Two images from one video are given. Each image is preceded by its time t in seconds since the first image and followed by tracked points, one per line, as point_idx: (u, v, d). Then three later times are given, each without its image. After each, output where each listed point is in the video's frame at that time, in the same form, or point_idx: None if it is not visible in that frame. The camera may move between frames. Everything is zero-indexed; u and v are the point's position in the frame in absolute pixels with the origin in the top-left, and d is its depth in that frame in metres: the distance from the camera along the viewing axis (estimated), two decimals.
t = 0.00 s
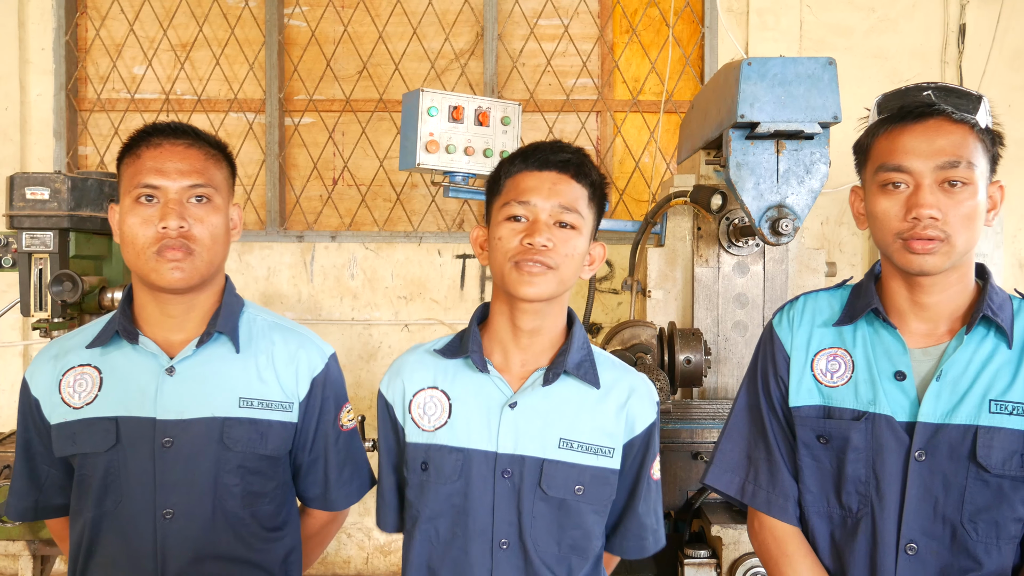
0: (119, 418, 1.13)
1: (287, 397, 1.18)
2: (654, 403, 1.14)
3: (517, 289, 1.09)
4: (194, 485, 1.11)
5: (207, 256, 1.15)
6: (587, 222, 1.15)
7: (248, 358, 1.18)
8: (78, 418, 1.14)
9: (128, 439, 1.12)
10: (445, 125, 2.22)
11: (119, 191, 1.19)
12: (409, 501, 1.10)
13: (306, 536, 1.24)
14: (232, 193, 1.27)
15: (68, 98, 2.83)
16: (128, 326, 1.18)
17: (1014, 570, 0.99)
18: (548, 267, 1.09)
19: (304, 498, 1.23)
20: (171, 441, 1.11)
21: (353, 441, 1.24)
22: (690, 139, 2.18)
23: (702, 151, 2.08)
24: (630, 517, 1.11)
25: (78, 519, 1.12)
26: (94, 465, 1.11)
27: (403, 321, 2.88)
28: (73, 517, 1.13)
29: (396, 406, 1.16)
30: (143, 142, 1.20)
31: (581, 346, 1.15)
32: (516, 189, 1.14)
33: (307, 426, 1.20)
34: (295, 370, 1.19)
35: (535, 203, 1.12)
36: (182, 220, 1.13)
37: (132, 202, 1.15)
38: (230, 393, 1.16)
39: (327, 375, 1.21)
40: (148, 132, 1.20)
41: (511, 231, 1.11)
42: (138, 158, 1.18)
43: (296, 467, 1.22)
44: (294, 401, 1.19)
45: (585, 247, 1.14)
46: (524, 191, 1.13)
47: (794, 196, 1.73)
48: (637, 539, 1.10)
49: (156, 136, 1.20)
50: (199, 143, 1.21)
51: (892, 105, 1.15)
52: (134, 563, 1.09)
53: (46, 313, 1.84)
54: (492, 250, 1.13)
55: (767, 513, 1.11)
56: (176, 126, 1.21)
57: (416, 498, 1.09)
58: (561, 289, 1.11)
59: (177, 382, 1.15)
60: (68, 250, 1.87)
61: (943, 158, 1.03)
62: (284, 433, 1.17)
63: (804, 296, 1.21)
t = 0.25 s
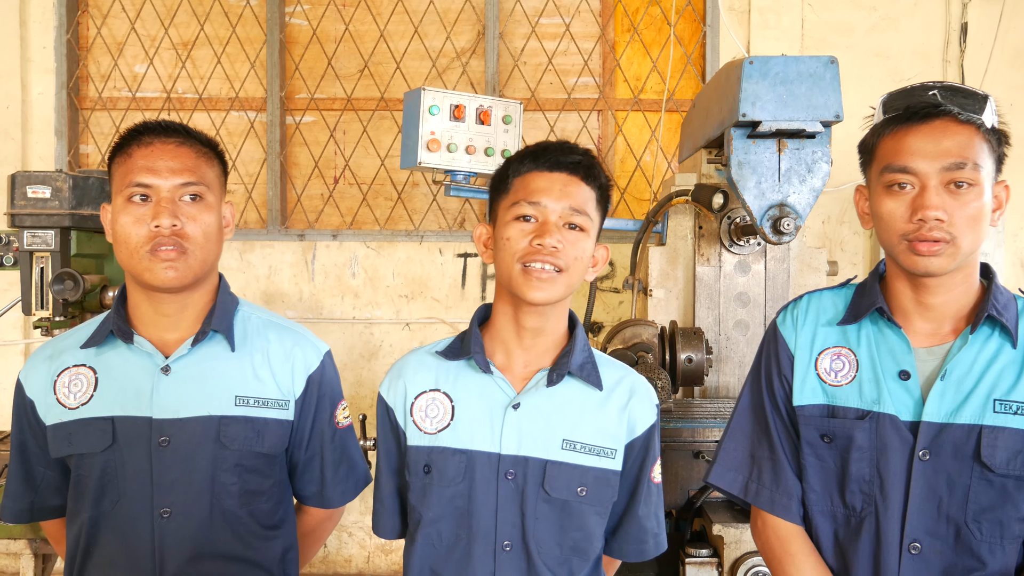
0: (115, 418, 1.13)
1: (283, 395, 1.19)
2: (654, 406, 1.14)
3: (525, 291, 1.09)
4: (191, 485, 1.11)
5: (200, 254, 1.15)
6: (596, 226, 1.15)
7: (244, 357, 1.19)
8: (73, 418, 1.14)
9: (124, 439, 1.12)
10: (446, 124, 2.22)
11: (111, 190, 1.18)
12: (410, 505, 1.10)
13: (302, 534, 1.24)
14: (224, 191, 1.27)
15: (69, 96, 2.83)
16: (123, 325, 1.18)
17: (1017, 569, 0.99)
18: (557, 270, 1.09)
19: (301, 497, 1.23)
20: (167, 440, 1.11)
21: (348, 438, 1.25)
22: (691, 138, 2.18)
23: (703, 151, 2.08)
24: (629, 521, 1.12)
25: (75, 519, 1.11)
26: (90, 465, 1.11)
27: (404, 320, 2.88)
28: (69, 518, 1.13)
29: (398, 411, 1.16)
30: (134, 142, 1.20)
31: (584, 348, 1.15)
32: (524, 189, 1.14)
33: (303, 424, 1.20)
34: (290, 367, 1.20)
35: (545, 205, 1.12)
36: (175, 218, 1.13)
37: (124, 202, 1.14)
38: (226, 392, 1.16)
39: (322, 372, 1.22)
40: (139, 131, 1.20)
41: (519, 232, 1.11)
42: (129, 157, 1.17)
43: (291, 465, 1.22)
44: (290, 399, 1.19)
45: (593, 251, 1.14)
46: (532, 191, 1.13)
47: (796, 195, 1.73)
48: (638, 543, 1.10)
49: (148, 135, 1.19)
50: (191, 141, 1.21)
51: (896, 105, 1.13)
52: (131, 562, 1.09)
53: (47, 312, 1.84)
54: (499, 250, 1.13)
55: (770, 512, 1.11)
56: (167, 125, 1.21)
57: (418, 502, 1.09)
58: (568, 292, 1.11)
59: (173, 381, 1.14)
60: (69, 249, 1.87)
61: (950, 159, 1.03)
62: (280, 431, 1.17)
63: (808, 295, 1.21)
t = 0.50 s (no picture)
0: (115, 418, 1.13)
1: (284, 395, 1.19)
2: (664, 405, 1.14)
3: (527, 288, 1.09)
4: (191, 485, 1.11)
5: (201, 254, 1.15)
6: (597, 216, 1.15)
7: (244, 357, 1.19)
8: (73, 419, 1.14)
9: (125, 439, 1.12)
10: (447, 123, 2.22)
11: (112, 189, 1.18)
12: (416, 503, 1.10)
13: (302, 533, 1.24)
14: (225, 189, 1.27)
15: (70, 95, 2.83)
16: (122, 325, 1.18)
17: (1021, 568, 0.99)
18: (559, 263, 1.09)
19: (301, 496, 1.23)
20: (167, 440, 1.11)
21: (348, 437, 1.25)
22: (692, 136, 2.18)
23: (704, 149, 2.08)
24: (639, 521, 1.11)
25: (75, 519, 1.11)
26: (91, 465, 1.11)
27: (405, 318, 2.88)
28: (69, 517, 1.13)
29: (406, 408, 1.16)
30: (135, 140, 1.20)
31: (593, 346, 1.15)
32: (524, 186, 1.14)
33: (303, 424, 1.20)
34: (291, 367, 1.20)
35: (543, 199, 1.12)
36: (176, 218, 1.13)
37: (124, 201, 1.14)
38: (227, 392, 1.16)
39: (322, 372, 1.22)
40: (139, 130, 1.20)
41: (520, 228, 1.11)
42: (130, 157, 1.17)
43: (290, 464, 1.22)
44: (291, 399, 1.19)
45: (596, 242, 1.14)
46: (531, 188, 1.13)
47: (797, 194, 1.73)
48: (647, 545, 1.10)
49: (148, 134, 1.19)
50: (191, 140, 1.21)
51: (901, 102, 1.13)
52: (132, 562, 1.09)
53: (48, 311, 1.84)
54: (501, 249, 1.13)
55: (774, 511, 1.11)
56: (167, 124, 1.21)
57: (424, 500, 1.10)
58: (571, 287, 1.11)
59: (174, 381, 1.14)
60: (69, 248, 1.87)
61: (955, 159, 1.03)
62: (280, 431, 1.17)
63: (813, 293, 1.21)
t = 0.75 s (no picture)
0: (116, 419, 1.13)
1: (285, 396, 1.18)
2: (681, 409, 1.13)
3: (528, 285, 1.10)
4: (191, 485, 1.11)
5: (201, 256, 1.15)
6: (600, 207, 1.14)
7: (245, 358, 1.18)
8: (74, 419, 1.14)
9: (125, 440, 1.12)
10: (447, 122, 2.22)
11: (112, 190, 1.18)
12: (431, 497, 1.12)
13: (305, 532, 1.25)
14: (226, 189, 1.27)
15: (70, 95, 2.83)
16: (123, 326, 1.18)
17: None
18: (561, 259, 1.09)
19: (303, 496, 1.23)
20: (168, 441, 1.11)
21: (351, 438, 1.25)
22: (692, 135, 2.18)
23: (704, 147, 2.08)
24: (653, 522, 1.11)
25: (76, 518, 1.11)
26: (91, 466, 1.11)
27: (405, 317, 2.88)
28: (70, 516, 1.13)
29: (423, 402, 1.17)
30: (135, 140, 1.19)
31: (612, 347, 1.15)
32: (524, 188, 1.16)
33: (304, 425, 1.20)
34: (291, 368, 1.19)
35: (540, 197, 1.13)
36: (175, 220, 1.13)
37: (124, 203, 1.15)
38: (227, 393, 1.16)
39: (323, 373, 1.21)
40: (139, 130, 1.20)
41: (520, 228, 1.13)
42: (130, 158, 1.17)
43: (292, 463, 1.22)
44: (291, 400, 1.19)
45: (600, 233, 1.13)
46: (529, 188, 1.15)
47: (797, 192, 1.73)
48: (662, 546, 1.10)
49: (148, 135, 1.19)
50: (192, 141, 1.21)
51: (905, 101, 1.12)
52: (133, 562, 1.09)
53: (48, 310, 1.84)
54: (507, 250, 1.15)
55: (778, 509, 1.11)
56: (167, 124, 1.21)
57: (439, 495, 1.10)
58: (575, 281, 1.10)
59: (174, 382, 1.14)
60: (69, 248, 1.87)
61: (959, 158, 1.03)
62: (281, 432, 1.17)
63: (816, 292, 1.21)
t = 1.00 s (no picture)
0: (134, 421, 1.12)
1: (304, 402, 1.17)
2: (701, 417, 1.13)
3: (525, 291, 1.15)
4: (207, 490, 1.10)
5: (224, 259, 1.14)
6: (593, 207, 1.16)
7: (265, 362, 1.17)
8: (93, 418, 1.13)
9: (143, 442, 1.11)
10: (447, 121, 2.22)
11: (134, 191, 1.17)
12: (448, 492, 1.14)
13: (318, 533, 1.24)
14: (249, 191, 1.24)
15: (70, 95, 2.82)
16: (144, 327, 1.16)
17: None
18: (553, 263, 1.13)
19: (317, 498, 1.23)
20: (186, 444, 1.11)
21: (368, 445, 1.24)
22: (692, 135, 2.18)
23: (705, 147, 2.08)
24: (669, 527, 1.12)
25: (92, 515, 1.12)
26: (108, 466, 1.11)
27: (405, 317, 2.88)
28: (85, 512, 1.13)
29: (443, 397, 1.20)
30: (158, 141, 1.18)
31: (633, 350, 1.16)
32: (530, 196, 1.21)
33: (322, 432, 1.19)
34: (311, 374, 1.18)
35: (532, 205, 1.17)
36: (198, 222, 1.11)
37: (147, 204, 1.13)
38: (246, 398, 1.14)
39: (343, 380, 1.20)
40: (161, 132, 1.18)
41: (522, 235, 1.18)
42: (152, 159, 1.16)
43: (309, 466, 1.21)
44: (310, 406, 1.18)
45: (595, 232, 1.15)
46: (529, 197, 1.20)
47: (797, 192, 1.73)
48: (678, 551, 1.10)
49: (170, 136, 1.18)
50: (214, 142, 1.18)
51: (909, 101, 1.13)
52: (148, 561, 1.10)
53: (49, 310, 1.84)
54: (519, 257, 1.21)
55: (783, 508, 1.11)
56: (190, 125, 1.19)
57: (456, 489, 1.13)
58: (569, 284, 1.12)
59: (194, 385, 1.14)
60: (70, 247, 1.88)
61: (961, 156, 1.03)
62: (300, 439, 1.16)
63: (820, 291, 1.21)
